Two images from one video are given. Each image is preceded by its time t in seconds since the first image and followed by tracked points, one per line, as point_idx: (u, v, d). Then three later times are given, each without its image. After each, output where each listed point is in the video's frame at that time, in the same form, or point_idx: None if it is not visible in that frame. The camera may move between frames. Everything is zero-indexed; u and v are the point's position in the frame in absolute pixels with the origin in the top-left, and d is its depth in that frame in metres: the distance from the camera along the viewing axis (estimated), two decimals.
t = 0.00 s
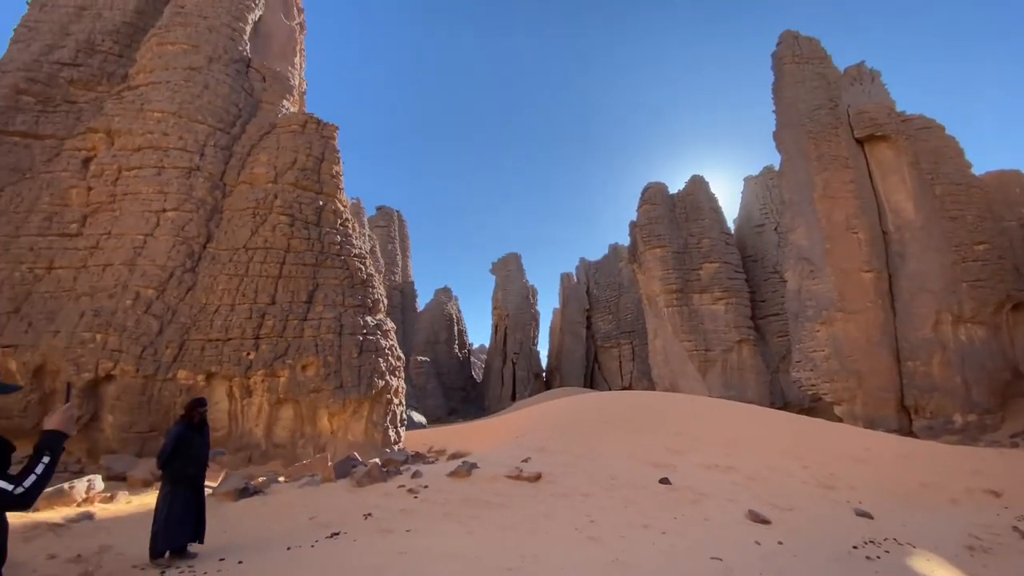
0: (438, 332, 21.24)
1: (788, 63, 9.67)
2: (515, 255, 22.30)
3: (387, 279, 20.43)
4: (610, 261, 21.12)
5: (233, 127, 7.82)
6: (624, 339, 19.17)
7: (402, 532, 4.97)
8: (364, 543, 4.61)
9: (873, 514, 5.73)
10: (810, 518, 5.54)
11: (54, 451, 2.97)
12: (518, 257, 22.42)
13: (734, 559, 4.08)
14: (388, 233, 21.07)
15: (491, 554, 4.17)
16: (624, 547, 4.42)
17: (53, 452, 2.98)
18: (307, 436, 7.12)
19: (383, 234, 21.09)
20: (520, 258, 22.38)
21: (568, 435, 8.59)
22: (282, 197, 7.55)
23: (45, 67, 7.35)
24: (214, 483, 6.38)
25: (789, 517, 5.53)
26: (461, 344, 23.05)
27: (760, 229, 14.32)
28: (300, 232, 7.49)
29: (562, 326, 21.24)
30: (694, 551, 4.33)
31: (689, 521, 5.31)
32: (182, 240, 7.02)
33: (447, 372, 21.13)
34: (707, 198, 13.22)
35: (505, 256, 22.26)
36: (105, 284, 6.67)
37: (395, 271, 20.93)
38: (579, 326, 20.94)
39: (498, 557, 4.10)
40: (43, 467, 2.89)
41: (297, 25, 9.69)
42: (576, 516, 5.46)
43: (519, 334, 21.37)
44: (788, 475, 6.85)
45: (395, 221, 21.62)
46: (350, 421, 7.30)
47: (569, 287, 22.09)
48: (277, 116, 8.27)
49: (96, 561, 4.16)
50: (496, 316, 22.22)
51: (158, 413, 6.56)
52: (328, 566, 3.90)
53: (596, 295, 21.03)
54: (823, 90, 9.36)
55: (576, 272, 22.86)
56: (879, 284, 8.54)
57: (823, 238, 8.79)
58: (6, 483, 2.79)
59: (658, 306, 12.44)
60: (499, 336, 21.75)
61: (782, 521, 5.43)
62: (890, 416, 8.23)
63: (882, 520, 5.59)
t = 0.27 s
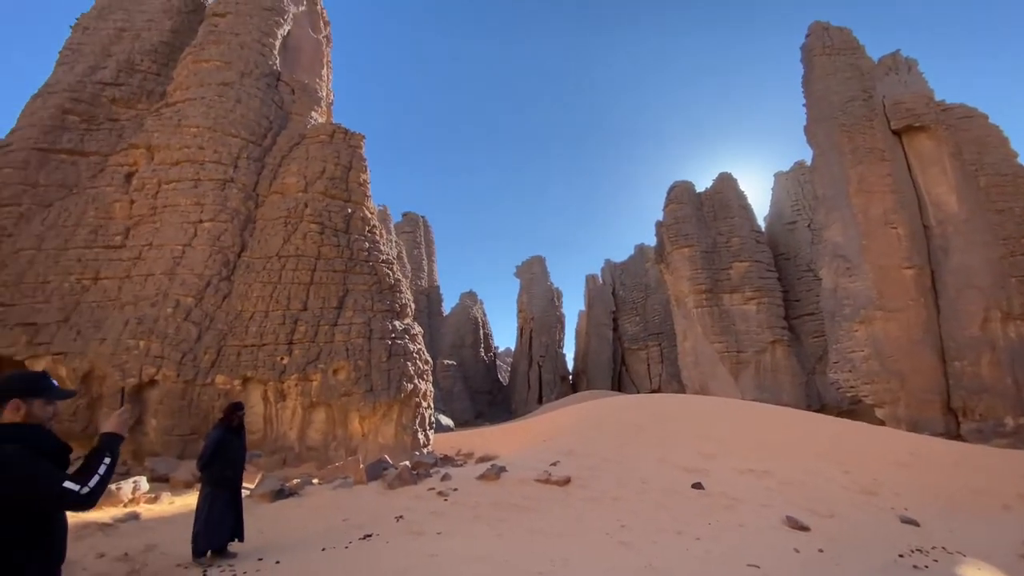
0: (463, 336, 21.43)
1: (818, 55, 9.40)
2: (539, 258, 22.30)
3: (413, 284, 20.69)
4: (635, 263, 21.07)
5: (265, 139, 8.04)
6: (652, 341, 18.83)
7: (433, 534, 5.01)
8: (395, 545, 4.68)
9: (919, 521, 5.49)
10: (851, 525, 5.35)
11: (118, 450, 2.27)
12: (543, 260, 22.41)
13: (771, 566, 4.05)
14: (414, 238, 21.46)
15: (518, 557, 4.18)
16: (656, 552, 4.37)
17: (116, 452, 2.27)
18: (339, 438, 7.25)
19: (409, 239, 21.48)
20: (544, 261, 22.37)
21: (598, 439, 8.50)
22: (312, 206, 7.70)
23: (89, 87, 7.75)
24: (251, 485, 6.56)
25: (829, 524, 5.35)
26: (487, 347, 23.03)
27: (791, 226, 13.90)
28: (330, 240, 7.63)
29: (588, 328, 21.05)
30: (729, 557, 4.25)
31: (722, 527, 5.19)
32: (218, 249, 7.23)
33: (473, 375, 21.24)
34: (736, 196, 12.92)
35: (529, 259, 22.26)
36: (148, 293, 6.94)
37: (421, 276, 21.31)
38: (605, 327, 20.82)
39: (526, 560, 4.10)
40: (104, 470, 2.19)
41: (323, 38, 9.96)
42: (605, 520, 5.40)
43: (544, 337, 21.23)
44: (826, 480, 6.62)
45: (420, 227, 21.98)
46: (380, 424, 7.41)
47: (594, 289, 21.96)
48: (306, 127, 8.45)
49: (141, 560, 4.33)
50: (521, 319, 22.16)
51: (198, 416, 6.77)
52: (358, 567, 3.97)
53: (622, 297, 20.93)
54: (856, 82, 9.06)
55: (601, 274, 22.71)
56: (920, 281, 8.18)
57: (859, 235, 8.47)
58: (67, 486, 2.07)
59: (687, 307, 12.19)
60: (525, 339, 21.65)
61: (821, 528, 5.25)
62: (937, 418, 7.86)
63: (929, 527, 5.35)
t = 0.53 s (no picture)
0: (489, 341, 21.56)
1: (851, 46, 9.12)
2: (563, 261, 22.24)
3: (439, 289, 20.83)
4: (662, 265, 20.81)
5: (296, 151, 8.27)
6: (681, 344, 18.71)
7: (464, 538, 5.02)
8: (427, 548, 4.71)
9: (972, 531, 5.21)
10: (897, 534, 5.11)
11: (170, 453, 2.30)
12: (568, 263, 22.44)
13: None
14: (440, 245, 21.91)
15: (547, 563, 4.17)
16: (690, 560, 4.28)
17: (167, 454, 2.30)
18: (371, 442, 7.37)
19: (435, 245, 21.80)
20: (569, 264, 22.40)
21: (628, 443, 8.38)
22: (342, 215, 7.85)
23: (131, 106, 8.15)
24: (286, 488, 6.71)
25: (874, 533, 5.12)
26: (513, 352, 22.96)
27: (826, 224, 13.45)
28: (359, 247, 7.75)
29: (614, 332, 21.10)
30: (768, 567, 4.13)
31: (760, 535, 5.04)
32: (252, 259, 7.43)
33: (499, 379, 21.32)
34: (766, 193, 12.59)
35: (554, 263, 22.25)
36: (187, 301, 7.16)
37: (448, 281, 21.46)
38: (633, 331, 20.76)
39: (554, 566, 4.07)
40: (158, 472, 2.22)
41: (349, 50, 10.20)
42: (638, 527, 5.29)
43: (570, 341, 21.07)
44: (870, 487, 6.36)
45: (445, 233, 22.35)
46: (410, 429, 7.49)
47: (620, 292, 21.87)
48: (335, 138, 8.65)
49: (183, 560, 4.48)
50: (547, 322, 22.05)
51: (235, 421, 6.96)
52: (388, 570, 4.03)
53: (649, 300, 20.61)
54: (892, 72, 8.73)
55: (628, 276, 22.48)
56: (966, 277, 7.79)
57: (900, 231, 8.13)
58: (125, 487, 2.11)
59: (718, 308, 11.91)
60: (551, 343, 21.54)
61: (865, 537, 5.04)
62: (988, 422, 7.46)
63: (984, 537, 5.08)
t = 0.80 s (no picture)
0: (515, 345, 21.44)
1: (885, 37, 8.86)
2: (589, 264, 22.17)
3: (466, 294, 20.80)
4: (690, 267, 20.94)
5: (326, 162, 8.50)
6: (713, 347, 18.43)
7: (495, 543, 5.01)
8: (458, 553, 4.72)
9: None
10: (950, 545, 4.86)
11: (217, 456, 2.45)
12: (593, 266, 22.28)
13: None
14: (466, 250, 22.12)
15: (574, 569, 4.13)
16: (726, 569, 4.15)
17: (213, 457, 2.46)
18: (401, 447, 7.44)
19: (461, 251, 22.08)
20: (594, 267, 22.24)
21: (660, 450, 8.22)
22: (370, 223, 8.00)
23: (171, 124, 8.55)
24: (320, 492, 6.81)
25: (925, 544, 4.88)
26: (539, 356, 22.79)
27: (863, 221, 12.96)
28: (388, 254, 7.88)
29: (643, 336, 20.79)
30: None
31: (802, 544, 4.85)
32: (286, 268, 7.63)
33: (526, 384, 21.18)
34: (799, 191, 12.23)
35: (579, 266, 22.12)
36: (224, 310, 7.40)
37: (473, 285, 21.38)
38: (662, 334, 20.50)
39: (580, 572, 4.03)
40: (207, 473, 2.37)
41: (375, 62, 10.41)
42: (673, 535, 5.17)
43: (597, 344, 20.80)
44: (918, 496, 6.06)
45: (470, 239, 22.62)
46: (439, 433, 7.54)
47: (648, 295, 21.62)
48: (363, 148, 8.83)
49: (222, 561, 4.60)
50: (573, 326, 21.83)
51: (271, 426, 7.12)
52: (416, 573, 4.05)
53: (678, 303, 20.66)
54: (931, 62, 8.41)
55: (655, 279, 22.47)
56: (1017, 274, 7.37)
57: (944, 227, 7.76)
58: (179, 488, 2.24)
59: (750, 310, 11.56)
60: (579, 348, 21.30)
61: (915, 548, 4.80)
62: None
63: None
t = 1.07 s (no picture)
0: (543, 350, 21.18)
1: (924, 26, 8.59)
2: (617, 268, 21.92)
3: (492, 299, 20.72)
4: (721, 269, 20.78)
5: (356, 174, 8.70)
6: (748, 351, 18.18)
7: (530, 550, 4.96)
8: (492, 560, 4.67)
9: None
10: (1012, 558, 4.56)
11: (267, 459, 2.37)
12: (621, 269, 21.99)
13: None
14: (492, 256, 22.30)
15: None
16: None
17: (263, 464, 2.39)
18: (433, 452, 7.45)
19: (488, 257, 22.26)
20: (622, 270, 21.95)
21: (695, 456, 8.04)
22: (400, 232, 8.14)
23: (210, 142, 8.97)
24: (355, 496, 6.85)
25: (984, 557, 4.59)
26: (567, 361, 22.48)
27: (906, 218, 12.39)
28: (417, 262, 8.00)
29: (674, 339, 20.25)
30: None
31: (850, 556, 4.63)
32: (320, 277, 7.82)
33: (555, 390, 20.91)
34: (835, 187, 11.77)
35: (607, 270, 21.87)
36: (262, 319, 7.63)
37: (500, 290, 21.32)
38: (694, 338, 20.07)
39: None
40: (259, 477, 2.30)
41: (402, 74, 10.60)
42: (712, 544, 5.01)
43: (626, 349, 20.34)
44: (975, 506, 5.73)
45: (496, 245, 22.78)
46: (471, 439, 7.52)
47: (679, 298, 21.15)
48: (391, 159, 9.01)
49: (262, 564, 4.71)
50: (602, 331, 21.50)
51: (307, 431, 7.23)
52: None
53: (710, 306, 20.48)
54: (974, 50, 8.05)
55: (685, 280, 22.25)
56: None
57: (995, 221, 7.36)
58: (233, 492, 2.18)
59: (787, 313, 11.17)
60: (608, 353, 20.91)
61: (974, 561, 4.52)
62: None
63: None
